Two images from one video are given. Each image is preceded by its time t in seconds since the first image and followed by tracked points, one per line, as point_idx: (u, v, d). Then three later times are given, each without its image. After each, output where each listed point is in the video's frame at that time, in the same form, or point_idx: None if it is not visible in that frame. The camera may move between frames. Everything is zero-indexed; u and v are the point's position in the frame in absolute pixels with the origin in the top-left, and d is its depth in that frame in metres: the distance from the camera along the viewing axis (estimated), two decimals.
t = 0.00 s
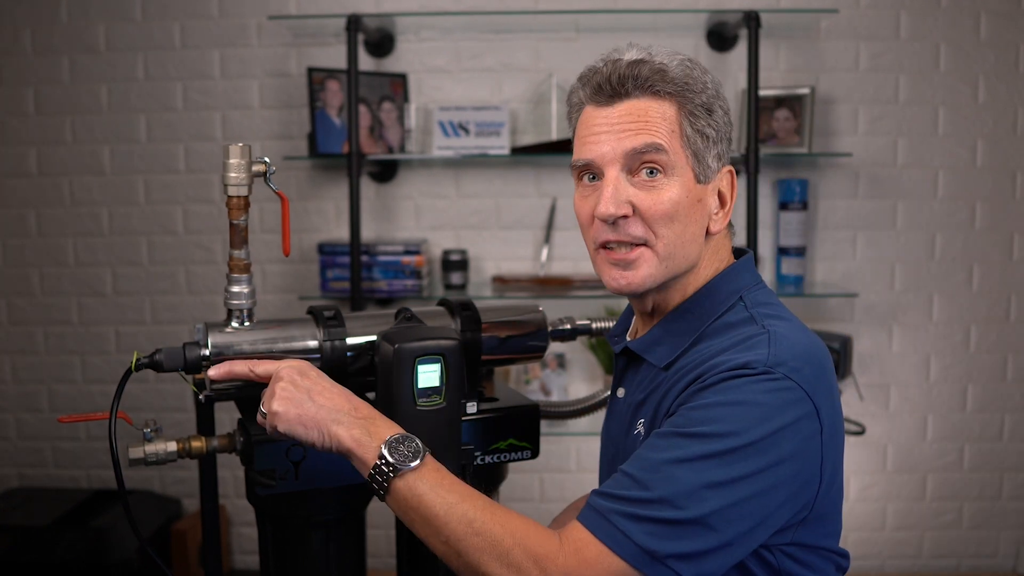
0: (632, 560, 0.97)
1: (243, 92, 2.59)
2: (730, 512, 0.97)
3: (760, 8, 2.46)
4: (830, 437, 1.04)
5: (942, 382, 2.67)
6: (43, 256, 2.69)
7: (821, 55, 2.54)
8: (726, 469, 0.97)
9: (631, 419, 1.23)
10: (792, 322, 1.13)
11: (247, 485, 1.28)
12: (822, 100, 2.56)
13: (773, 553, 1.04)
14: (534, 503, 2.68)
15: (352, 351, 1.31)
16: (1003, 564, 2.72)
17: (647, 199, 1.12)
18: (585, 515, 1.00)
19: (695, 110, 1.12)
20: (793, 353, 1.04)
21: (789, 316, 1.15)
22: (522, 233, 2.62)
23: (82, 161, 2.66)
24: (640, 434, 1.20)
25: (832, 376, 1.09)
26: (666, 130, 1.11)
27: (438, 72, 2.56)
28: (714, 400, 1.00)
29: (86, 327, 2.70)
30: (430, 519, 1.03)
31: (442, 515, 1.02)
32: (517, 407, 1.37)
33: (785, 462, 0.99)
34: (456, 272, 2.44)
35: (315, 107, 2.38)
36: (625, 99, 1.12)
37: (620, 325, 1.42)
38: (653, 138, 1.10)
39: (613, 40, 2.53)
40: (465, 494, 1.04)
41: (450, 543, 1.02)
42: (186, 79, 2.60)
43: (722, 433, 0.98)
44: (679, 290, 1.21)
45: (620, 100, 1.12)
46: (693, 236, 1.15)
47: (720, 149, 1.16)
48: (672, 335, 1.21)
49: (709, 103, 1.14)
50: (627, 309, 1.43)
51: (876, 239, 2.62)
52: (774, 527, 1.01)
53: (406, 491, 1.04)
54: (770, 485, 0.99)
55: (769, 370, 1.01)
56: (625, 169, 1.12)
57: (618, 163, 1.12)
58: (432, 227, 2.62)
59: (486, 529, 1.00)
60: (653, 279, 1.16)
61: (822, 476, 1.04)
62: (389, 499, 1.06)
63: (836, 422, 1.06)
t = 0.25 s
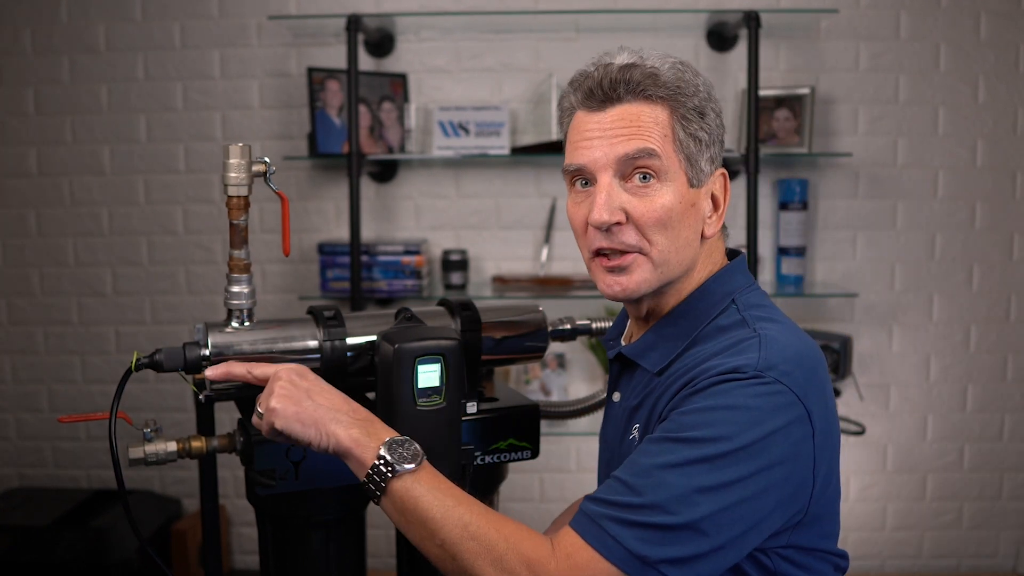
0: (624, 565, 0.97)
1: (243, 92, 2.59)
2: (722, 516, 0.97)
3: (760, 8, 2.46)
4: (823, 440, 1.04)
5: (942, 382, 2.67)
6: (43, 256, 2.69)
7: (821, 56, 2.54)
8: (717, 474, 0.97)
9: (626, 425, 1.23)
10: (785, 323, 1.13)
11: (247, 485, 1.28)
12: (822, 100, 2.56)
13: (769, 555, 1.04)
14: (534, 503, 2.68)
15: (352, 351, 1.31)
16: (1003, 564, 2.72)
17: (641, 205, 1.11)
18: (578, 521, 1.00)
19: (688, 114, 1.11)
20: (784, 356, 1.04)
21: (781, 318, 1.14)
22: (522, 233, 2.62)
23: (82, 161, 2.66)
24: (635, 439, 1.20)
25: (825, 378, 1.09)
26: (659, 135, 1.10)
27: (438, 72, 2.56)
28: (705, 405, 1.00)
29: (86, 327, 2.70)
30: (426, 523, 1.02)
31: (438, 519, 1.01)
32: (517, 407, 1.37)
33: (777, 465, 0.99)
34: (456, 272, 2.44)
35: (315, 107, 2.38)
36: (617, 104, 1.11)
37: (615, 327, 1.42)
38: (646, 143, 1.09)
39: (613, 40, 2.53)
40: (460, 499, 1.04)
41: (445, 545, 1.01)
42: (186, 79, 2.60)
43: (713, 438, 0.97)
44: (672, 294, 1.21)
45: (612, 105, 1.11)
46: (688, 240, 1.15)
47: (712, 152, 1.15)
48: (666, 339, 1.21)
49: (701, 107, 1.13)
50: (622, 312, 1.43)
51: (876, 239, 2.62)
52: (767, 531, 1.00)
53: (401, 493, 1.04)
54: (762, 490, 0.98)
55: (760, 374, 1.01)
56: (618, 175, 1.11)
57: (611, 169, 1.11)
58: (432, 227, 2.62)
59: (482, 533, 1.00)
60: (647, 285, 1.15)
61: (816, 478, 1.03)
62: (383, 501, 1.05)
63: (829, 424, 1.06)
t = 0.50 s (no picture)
0: None
1: (243, 92, 2.60)
2: (725, 525, 0.97)
3: (760, 8, 2.46)
4: (820, 439, 1.03)
5: (942, 382, 2.67)
6: (43, 256, 2.69)
7: (821, 56, 2.54)
8: (717, 484, 0.97)
9: (622, 429, 1.23)
10: (777, 324, 1.12)
11: (247, 485, 1.26)
12: (822, 100, 2.56)
13: (766, 557, 1.05)
14: (534, 503, 2.68)
15: (352, 351, 1.32)
16: (1003, 564, 2.72)
17: (631, 210, 1.11)
18: (584, 537, 1.00)
19: (678, 117, 1.11)
20: (778, 358, 1.03)
21: (773, 319, 1.14)
22: (522, 233, 2.62)
23: (82, 161, 2.66)
24: (632, 444, 1.19)
25: (820, 376, 1.08)
26: (649, 139, 1.09)
27: (438, 72, 2.56)
28: (701, 414, 1.00)
29: (86, 327, 2.70)
30: (449, 524, 1.01)
31: (461, 522, 1.00)
32: (517, 407, 1.37)
33: (776, 470, 0.98)
34: (456, 272, 2.44)
35: (315, 107, 2.38)
36: (607, 108, 1.11)
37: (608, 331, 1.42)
38: (637, 147, 1.09)
39: (613, 41, 2.53)
40: (484, 505, 1.03)
41: (464, 549, 1.00)
42: (186, 79, 2.60)
43: (711, 447, 0.97)
44: (664, 297, 1.21)
45: (602, 109, 1.11)
46: (679, 244, 1.14)
47: (703, 154, 1.15)
48: (659, 343, 1.21)
49: (692, 109, 1.12)
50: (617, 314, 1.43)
51: (876, 239, 2.62)
52: (770, 534, 1.00)
53: (429, 491, 1.03)
54: (763, 495, 0.98)
55: (754, 380, 1.00)
56: (608, 179, 1.11)
57: (601, 173, 1.10)
58: (432, 227, 2.62)
59: (504, 544, 0.99)
60: (639, 289, 1.15)
61: (814, 478, 1.03)
62: (409, 498, 1.04)
63: (826, 423, 1.05)
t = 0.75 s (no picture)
0: None
1: (243, 92, 2.60)
2: (722, 529, 0.96)
3: (760, 8, 2.46)
4: (815, 440, 1.03)
5: (942, 382, 2.67)
6: (43, 256, 2.69)
7: (821, 55, 2.54)
8: (713, 489, 0.96)
9: (616, 433, 1.23)
10: (769, 326, 1.12)
11: (248, 485, 1.26)
12: (822, 100, 2.56)
13: (764, 559, 1.05)
14: (534, 503, 2.68)
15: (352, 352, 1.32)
16: (1003, 563, 2.72)
17: (623, 213, 1.10)
18: (582, 543, 1.00)
19: (669, 120, 1.11)
20: (771, 360, 1.03)
21: (766, 321, 1.14)
22: (522, 233, 2.62)
23: (82, 161, 2.66)
24: (625, 447, 1.19)
25: (814, 378, 1.08)
26: (641, 142, 1.09)
27: (438, 72, 2.56)
28: (696, 419, 0.99)
29: (86, 327, 2.70)
30: (457, 522, 1.03)
31: (469, 521, 1.02)
32: (517, 407, 1.36)
33: (773, 472, 0.98)
34: (456, 272, 2.45)
35: (315, 107, 2.38)
36: (598, 111, 1.10)
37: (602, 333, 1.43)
38: (628, 150, 1.08)
39: (612, 41, 2.53)
40: (491, 508, 1.04)
41: (469, 549, 1.01)
42: (186, 79, 2.60)
43: (707, 452, 0.97)
44: (657, 301, 1.20)
45: (593, 113, 1.10)
46: (671, 248, 1.14)
47: (695, 158, 1.14)
48: (652, 347, 1.21)
49: (683, 113, 1.12)
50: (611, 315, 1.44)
51: (876, 239, 2.62)
52: (767, 537, 1.00)
53: (440, 489, 1.05)
54: (759, 498, 0.98)
55: (747, 383, 1.00)
56: (600, 183, 1.11)
57: (593, 177, 1.10)
58: (432, 227, 2.62)
59: (510, 548, 1.00)
60: (631, 293, 1.14)
61: (810, 479, 1.03)
62: (419, 495, 1.07)
63: (820, 424, 1.05)
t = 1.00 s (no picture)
0: None
1: (243, 92, 2.60)
2: (713, 525, 0.96)
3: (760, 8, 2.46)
4: (807, 436, 1.03)
5: (942, 382, 2.67)
6: (43, 256, 2.69)
7: (821, 55, 2.54)
8: (704, 485, 0.96)
9: (609, 431, 1.23)
10: (762, 324, 1.12)
11: (248, 485, 1.26)
12: (822, 100, 2.56)
13: (758, 557, 1.04)
14: (534, 503, 2.68)
15: (352, 351, 1.32)
16: (1003, 563, 2.72)
17: (618, 214, 1.10)
18: (574, 541, 1.00)
19: (663, 121, 1.11)
20: (762, 358, 1.03)
21: (758, 319, 1.14)
22: (522, 233, 2.62)
23: (82, 161, 2.66)
24: (618, 446, 1.19)
25: (807, 375, 1.08)
26: (635, 143, 1.09)
27: (438, 72, 2.56)
28: (686, 416, 0.99)
29: (86, 327, 2.70)
30: (448, 522, 1.02)
31: (460, 521, 1.02)
32: (517, 407, 1.36)
33: (764, 470, 0.98)
34: (456, 272, 2.45)
35: (315, 107, 2.38)
36: (592, 112, 1.10)
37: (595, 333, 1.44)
38: (622, 151, 1.08)
39: (612, 41, 2.53)
40: (483, 508, 1.04)
41: (460, 548, 1.01)
42: (186, 79, 2.60)
43: (697, 449, 0.97)
44: (650, 300, 1.20)
45: (587, 113, 1.10)
46: (666, 248, 1.14)
47: (688, 158, 1.14)
48: (644, 345, 1.21)
49: (677, 113, 1.12)
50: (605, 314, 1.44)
51: (876, 239, 2.62)
52: (759, 534, 0.99)
53: (431, 489, 1.05)
54: (750, 495, 0.97)
55: (737, 380, 1.00)
56: (594, 183, 1.10)
57: (588, 178, 1.10)
58: (432, 227, 2.62)
59: (500, 547, 1.00)
60: (626, 294, 1.14)
61: (803, 476, 1.02)
62: (411, 496, 1.07)
63: (813, 421, 1.05)
